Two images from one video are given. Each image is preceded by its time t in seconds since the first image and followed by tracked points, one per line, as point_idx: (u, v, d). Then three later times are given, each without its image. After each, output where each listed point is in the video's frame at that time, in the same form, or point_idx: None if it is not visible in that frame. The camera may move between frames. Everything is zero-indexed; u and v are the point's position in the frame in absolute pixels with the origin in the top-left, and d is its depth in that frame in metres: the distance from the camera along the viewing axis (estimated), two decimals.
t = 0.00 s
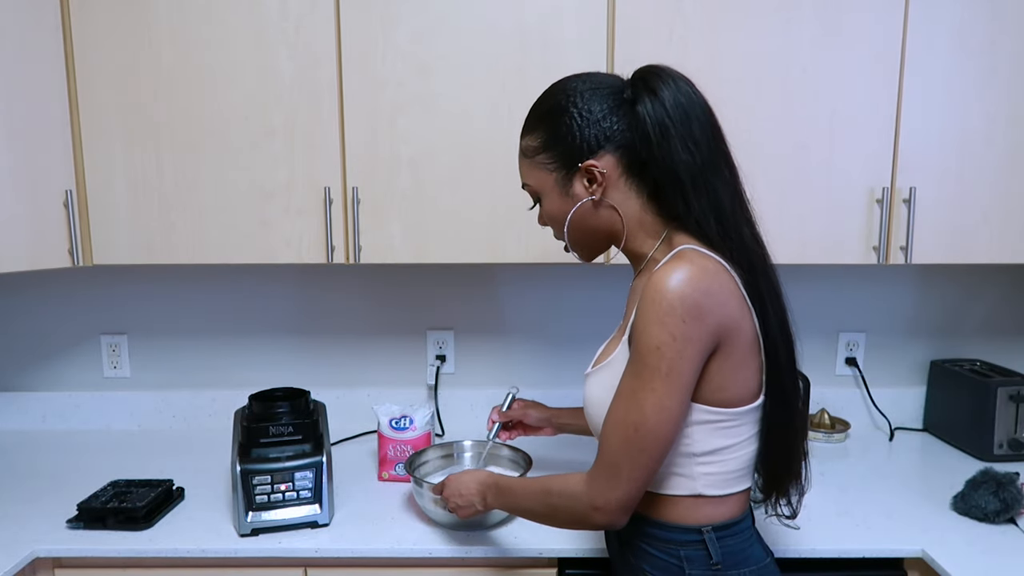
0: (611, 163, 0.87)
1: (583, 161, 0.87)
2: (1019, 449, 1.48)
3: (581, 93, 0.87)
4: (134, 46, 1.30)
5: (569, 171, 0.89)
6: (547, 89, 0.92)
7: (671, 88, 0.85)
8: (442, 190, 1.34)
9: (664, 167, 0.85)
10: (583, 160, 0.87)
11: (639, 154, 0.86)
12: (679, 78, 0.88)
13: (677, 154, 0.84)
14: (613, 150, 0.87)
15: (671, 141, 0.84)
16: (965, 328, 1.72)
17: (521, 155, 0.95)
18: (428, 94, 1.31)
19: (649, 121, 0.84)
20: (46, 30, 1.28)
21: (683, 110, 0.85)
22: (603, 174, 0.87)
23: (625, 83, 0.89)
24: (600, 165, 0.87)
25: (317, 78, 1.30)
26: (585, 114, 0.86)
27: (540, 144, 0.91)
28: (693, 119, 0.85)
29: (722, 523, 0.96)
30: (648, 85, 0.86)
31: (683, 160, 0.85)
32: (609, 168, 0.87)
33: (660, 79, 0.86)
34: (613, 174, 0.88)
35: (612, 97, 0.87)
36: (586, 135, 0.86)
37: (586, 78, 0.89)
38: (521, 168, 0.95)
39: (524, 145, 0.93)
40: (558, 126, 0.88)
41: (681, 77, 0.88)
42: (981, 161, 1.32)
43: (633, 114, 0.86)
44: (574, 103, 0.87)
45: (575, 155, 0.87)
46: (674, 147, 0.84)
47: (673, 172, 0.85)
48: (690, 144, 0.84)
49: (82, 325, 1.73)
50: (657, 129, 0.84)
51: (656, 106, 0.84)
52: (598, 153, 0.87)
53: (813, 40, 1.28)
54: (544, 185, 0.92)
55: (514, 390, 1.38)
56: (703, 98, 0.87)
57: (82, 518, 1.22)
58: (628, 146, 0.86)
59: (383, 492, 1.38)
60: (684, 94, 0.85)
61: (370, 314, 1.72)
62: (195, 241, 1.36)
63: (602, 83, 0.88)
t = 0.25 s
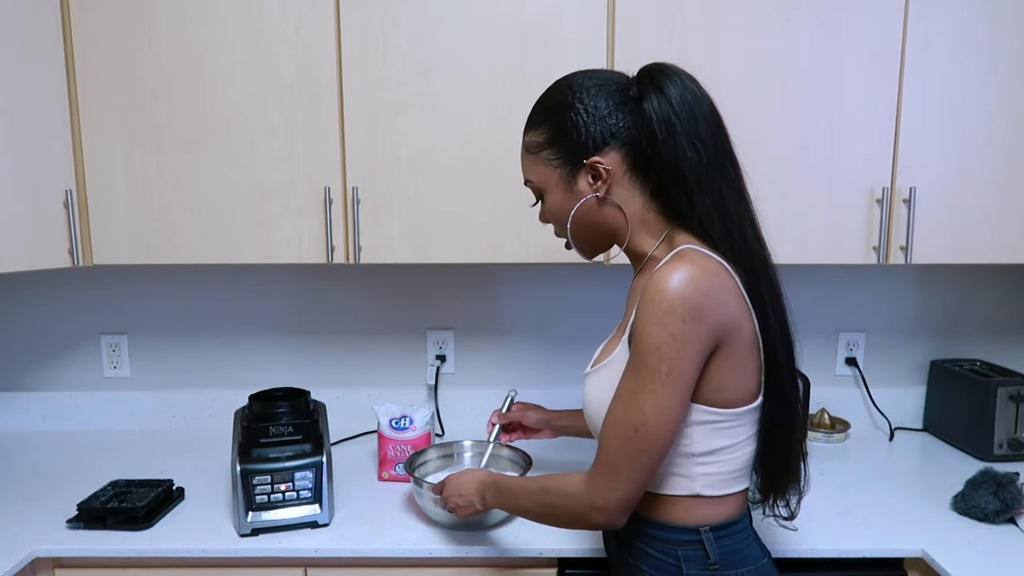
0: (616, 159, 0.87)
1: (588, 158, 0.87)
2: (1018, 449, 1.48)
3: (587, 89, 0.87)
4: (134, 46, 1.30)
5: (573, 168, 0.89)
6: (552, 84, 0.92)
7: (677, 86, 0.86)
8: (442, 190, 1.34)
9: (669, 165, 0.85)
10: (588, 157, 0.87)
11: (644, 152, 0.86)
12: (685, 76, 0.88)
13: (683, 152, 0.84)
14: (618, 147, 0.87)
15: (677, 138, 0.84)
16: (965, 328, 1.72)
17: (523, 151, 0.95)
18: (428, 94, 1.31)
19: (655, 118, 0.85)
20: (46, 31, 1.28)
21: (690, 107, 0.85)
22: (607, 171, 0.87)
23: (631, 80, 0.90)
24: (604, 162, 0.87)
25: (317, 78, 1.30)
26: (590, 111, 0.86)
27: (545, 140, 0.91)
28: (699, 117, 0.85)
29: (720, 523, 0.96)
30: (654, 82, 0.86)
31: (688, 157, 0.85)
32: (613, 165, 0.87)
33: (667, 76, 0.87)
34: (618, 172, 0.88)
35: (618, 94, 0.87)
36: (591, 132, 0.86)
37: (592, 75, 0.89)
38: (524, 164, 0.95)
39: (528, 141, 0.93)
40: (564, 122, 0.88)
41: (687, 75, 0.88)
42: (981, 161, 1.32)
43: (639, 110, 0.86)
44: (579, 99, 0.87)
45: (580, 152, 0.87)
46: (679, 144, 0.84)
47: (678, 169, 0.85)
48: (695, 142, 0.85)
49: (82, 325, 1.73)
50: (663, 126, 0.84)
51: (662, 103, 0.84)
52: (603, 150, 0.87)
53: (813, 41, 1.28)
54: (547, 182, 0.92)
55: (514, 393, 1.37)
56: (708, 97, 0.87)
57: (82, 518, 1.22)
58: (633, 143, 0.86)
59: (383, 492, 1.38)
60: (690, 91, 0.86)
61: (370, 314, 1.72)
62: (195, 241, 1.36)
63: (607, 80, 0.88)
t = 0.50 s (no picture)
0: (618, 158, 0.87)
1: (590, 157, 0.87)
2: (1018, 449, 1.48)
3: (589, 88, 0.87)
4: (134, 45, 1.30)
5: (575, 167, 0.89)
6: (552, 83, 0.92)
7: (678, 83, 0.85)
8: (442, 190, 1.34)
9: (671, 163, 0.85)
10: (590, 156, 0.87)
11: (646, 150, 0.86)
12: (686, 73, 0.88)
13: (684, 150, 0.84)
14: (619, 145, 0.87)
15: (679, 136, 0.84)
16: (965, 328, 1.72)
17: (524, 151, 0.95)
18: (428, 94, 1.31)
19: (657, 116, 0.84)
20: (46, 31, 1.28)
21: (691, 105, 0.85)
22: (610, 170, 0.87)
23: (632, 78, 0.89)
24: (606, 161, 0.87)
25: (317, 78, 1.30)
26: (591, 110, 0.86)
27: (546, 140, 0.90)
28: (700, 115, 0.85)
29: (717, 522, 0.96)
30: (655, 80, 0.86)
31: (690, 155, 0.85)
32: (615, 164, 0.87)
33: (667, 73, 0.86)
34: (620, 171, 0.88)
35: (618, 93, 0.87)
36: (592, 131, 0.86)
37: (592, 73, 0.89)
38: (526, 164, 0.95)
39: (529, 140, 0.93)
40: (565, 121, 0.88)
41: (688, 72, 0.88)
42: (981, 161, 1.32)
43: (640, 108, 0.86)
44: (580, 98, 0.87)
45: (581, 151, 0.87)
46: (681, 142, 0.84)
47: (680, 168, 0.85)
48: (696, 140, 0.84)
49: (82, 325, 1.73)
50: (664, 123, 0.84)
51: (664, 100, 0.84)
52: (605, 148, 0.86)
53: (813, 41, 1.28)
54: (549, 181, 0.92)
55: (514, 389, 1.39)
56: (709, 93, 0.87)
57: (82, 518, 1.22)
58: (634, 142, 0.86)
59: (383, 492, 1.38)
60: (692, 89, 0.85)
61: (370, 314, 1.72)
62: (195, 241, 1.36)
63: (608, 78, 0.88)
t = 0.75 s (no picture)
0: (621, 156, 0.87)
1: (593, 155, 0.87)
2: (1018, 449, 1.48)
3: (592, 86, 0.87)
4: (134, 45, 1.31)
5: (578, 165, 0.88)
6: (554, 80, 0.92)
7: (682, 81, 0.85)
8: (441, 190, 1.34)
9: (675, 161, 0.85)
10: (593, 154, 0.87)
11: (650, 148, 0.86)
12: (689, 70, 0.88)
13: (689, 148, 0.84)
14: (623, 143, 0.86)
15: (682, 134, 0.84)
16: (965, 328, 1.72)
17: (525, 149, 0.95)
18: (428, 94, 1.31)
19: (660, 114, 0.84)
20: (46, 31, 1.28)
21: (695, 102, 0.85)
22: (613, 167, 0.87)
23: (635, 75, 0.89)
24: (610, 159, 0.87)
25: (317, 78, 1.30)
26: (595, 107, 0.86)
27: (548, 137, 0.90)
28: (703, 113, 0.85)
29: (716, 523, 0.95)
30: (659, 77, 0.86)
31: (693, 153, 0.85)
32: (619, 162, 0.87)
33: (671, 71, 0.86)
34: (623, 169, 0.88)
35: (621, 90, 0.87)
36: (596, 129, 0.86)
37: (595, 70, 0.89)
38: (526, 162, 0.95)
39: (530, 138, 0.93)
40: (568, 118, 0.88)
41: (691, 69, 0.88)
42: (980, 161, 1.32)
43: (644, 106, 0.86)
44: (583, 95, 0.87)
45: (584, 149, 0.87)
46: (685, 139, 0.84)
47: (683, 165, 0.85)
48: (700, 137, 0.85)
49: (82, 325, 1.73)
50: (669, 121, 0.84)
51: (668, 97, 0.84)
52: (609, 146, 0.86)
53: (812, 41, 1.28)
54: (551, 180, 0.92)
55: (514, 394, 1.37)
56: (712, 91, 0.87)
57: (82, 518, 1.22)
58: (637, 140, 0.86)
59: (383, 492, 1.38)
60: (695, 86, 0.86)
61: (370, 314, 1.72)
62: (195, 241, 1.36)
63: (611, 76, 0.88)
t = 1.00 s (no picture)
0: (624, 155, 0.87)
1: (596, 154, 0.87)
2: (1018, 449, 1.48)
3: (596, 84, 0.87)
4: (134, 45, 1.31)
5: (581, 164, 0.88)
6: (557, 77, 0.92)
7: (686, 79, 0.85)
8: (441, 190, 1.34)
9: (679, 161, 0.85)
10: (596, 153, 0.87)
11: (653, 147, 0.86)
12: (693, 69, 0.88)
13: (692, 148, 0.84)
14: (626, 142, 0.86)
15: (686, 133, 0.84)
16: (965, 328, 1.72)
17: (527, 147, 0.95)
18: (428, 94, 1.31)
19: (664, 113, 0.84)
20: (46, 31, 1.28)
21: (698, 101, 0.85)
22: (617, 166, 0.87)
23: (639, 74, 0.89)
24: (613, 158, 0.87)
25: (317, 78, 1.30)
26: (598, 106, 0.86)
27: (551, 136, 0.90)
28: (707, 112, 0.85)
29: (715, 523, 0.95)
30: (663, 76, 0.86)
31: (696, 152, 0.85)
32: (622, 160, 0.87)
33: (675, 69, 0.86)
34: (626, 168, 0.88)
35: (625, 89, 0.87)
36: (599, 128, 0.86)
37: (599, 69, 0.88)
38: (529, 161, 0.94)
39: (533, 137, 0.93)
40: (571, 116, 0.87)
41: (695, 68, 0.88)
42: (980, 161, 1.32)
43: (648, 105, 0.86)
44: (587, 94, 0.87)
45: (587, 147, 0.87)
46: (688, 138, 0.84)
47: (686, 164, 0.85)
48: (703, 136, 0.85)
49: (82, 325, 1.73)
50: (672, 121, 0.84)
51: (672, 96, 0.84)
52: (612, 145, 0.86)
53: (813, 41, 1.28)
54: (554, 178, 0.92)
55: (513, 390, 1.40)
56: (716, 90, 0.87)
57: (82, 518, 1.22)
58: (640, 139, 0.86)
59: (383, 492, 1.38)
60: (699, 85, 0.86)
61: (370, 314, 1.72)
62: (195, 241, 1.36)
63: (615, 74, 0.88)
